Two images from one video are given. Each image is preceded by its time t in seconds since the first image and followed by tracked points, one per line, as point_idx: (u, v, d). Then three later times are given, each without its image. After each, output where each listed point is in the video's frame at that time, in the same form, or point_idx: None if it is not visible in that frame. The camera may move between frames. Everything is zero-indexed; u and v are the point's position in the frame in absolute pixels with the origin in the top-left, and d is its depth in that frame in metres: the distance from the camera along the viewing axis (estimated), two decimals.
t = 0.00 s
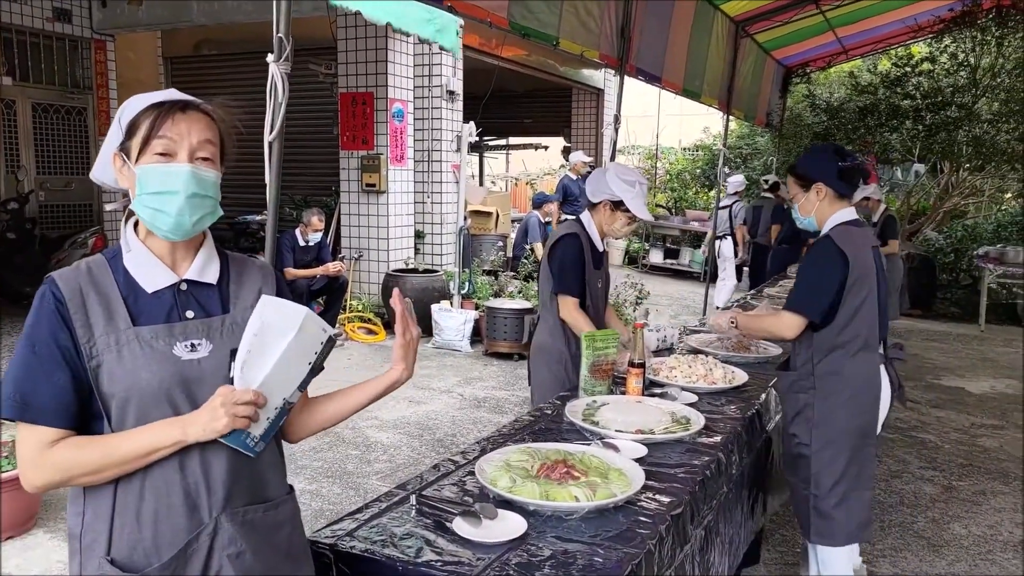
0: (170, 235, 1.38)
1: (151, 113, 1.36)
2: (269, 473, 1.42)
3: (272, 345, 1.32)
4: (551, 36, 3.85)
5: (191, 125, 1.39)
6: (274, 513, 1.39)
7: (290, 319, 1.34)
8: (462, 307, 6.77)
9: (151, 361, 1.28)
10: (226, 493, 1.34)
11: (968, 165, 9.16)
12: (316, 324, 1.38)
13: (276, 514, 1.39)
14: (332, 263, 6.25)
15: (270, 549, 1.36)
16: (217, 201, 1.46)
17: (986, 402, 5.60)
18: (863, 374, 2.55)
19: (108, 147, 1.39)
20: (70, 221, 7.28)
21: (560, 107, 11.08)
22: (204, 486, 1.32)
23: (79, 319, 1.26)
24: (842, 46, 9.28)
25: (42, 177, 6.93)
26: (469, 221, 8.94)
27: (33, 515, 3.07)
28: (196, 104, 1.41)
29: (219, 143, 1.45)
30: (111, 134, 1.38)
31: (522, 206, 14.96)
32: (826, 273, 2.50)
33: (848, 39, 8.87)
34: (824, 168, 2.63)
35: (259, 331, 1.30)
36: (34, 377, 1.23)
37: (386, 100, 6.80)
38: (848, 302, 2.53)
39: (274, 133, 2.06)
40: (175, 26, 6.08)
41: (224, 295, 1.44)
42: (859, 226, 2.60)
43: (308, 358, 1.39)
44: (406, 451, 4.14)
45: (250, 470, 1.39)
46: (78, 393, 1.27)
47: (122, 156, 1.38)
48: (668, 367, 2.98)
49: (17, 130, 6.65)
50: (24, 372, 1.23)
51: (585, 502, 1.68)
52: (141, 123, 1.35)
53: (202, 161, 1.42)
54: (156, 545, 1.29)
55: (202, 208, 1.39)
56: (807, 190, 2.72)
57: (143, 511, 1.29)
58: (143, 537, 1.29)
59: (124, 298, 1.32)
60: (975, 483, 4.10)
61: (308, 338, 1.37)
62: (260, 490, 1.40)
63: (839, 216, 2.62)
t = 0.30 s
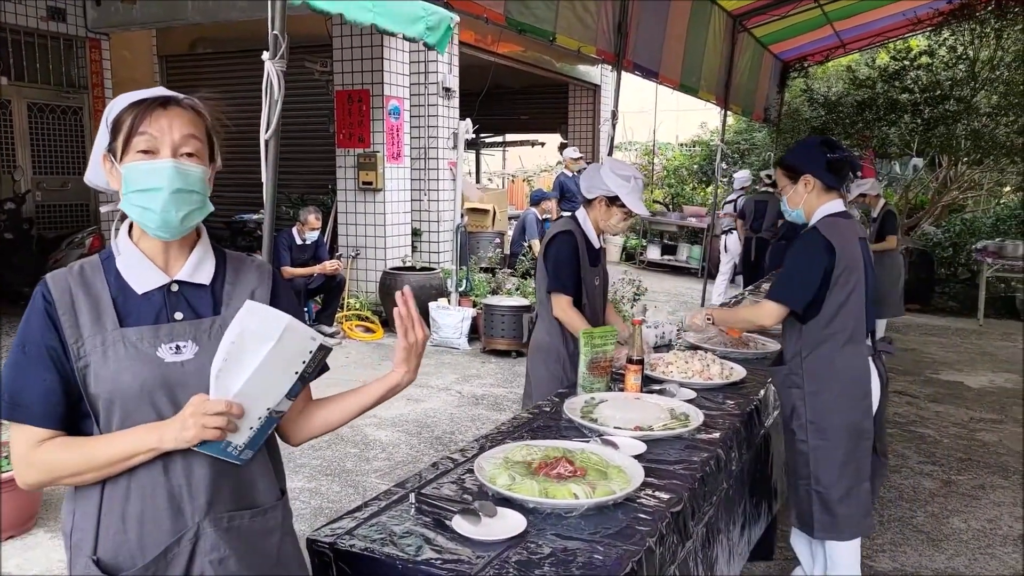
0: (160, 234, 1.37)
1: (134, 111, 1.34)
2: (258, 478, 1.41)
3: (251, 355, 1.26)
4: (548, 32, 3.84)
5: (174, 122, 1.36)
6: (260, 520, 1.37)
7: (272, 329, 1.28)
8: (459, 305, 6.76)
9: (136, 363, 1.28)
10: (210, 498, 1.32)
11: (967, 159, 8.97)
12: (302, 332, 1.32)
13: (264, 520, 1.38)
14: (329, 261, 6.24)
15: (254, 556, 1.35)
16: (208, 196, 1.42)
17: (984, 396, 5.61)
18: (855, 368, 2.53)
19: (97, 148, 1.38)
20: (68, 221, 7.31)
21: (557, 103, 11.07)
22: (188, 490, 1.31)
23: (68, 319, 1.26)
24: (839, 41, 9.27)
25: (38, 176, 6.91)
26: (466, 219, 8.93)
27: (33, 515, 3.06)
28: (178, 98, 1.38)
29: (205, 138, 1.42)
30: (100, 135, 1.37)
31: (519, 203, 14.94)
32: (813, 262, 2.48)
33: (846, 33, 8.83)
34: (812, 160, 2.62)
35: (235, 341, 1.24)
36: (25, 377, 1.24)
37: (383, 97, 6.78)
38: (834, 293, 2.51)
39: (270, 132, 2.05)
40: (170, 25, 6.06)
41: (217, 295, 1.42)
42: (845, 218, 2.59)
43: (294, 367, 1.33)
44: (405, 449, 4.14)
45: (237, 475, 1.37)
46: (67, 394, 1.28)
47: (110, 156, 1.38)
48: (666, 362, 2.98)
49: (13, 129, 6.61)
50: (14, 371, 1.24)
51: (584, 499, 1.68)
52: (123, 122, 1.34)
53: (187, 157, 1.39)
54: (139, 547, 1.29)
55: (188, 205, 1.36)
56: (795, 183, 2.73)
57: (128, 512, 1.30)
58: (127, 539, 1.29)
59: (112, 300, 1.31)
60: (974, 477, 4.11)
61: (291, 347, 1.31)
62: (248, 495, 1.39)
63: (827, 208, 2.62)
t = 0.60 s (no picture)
0: (151, 234, 1.35)
1: (123, 108, 1.32)
2: (244, 479, 1.37)
3: (204, 358, 1.19)
4: (547, 28, 3.83)
5: (163, 120, 1.34)
6: (244, 524, 1.34)
7: (224, 331, 1.19)
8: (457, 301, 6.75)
9: (121, 360, 1.27)
10: (190, 499, 1.31)
11: (964, 157, 9.20)
12: (258, 334, 1.22)
13: (248, 524, 1.34)
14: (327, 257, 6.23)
15: (236, 561, 1.32)
16: (202, 195, 1.40)
17: (982, 393, 5.63)
18: (845, 362, 2.52)
19: (91, 144, 1.37)
20: (66, 216, 7.29)
21: (555, 100, 11.05)
22: (169, 490, 1.30)
23: (60, 314, 1.27)
24: (838, 38, 9.24)
25: (36, 172, 6.88)
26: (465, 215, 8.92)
27: (30, 510, 3.06)
28: (168, 96, 1.35)
29: (197, 136, 1.39)
30: (92, 132, 1.36)
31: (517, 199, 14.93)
32: (806, 254, 2.48)
33: (844, 31, 8.78)
34: (807, 155, 2.62)
35: (186, 346, 1.17)
36: (18, 370, 1.27)
37: (381, 93, 6.76)
38: (826, 287, 2.51)
39: (269, 127, 2.03)
40: (168, 20, 6.03)
41: (210, 292, 1.38)
42: (839, 214, 2.60)
43: (257, 369, 1.25)
44: (404, 445, 4.13)
45: (222, 476, 1.35)
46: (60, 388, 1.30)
47: (102, 153, 1.36)
48: (665, 359, 2.99)
49: (9, 125, 6.58)
50: (7, 364, 1.27)
51: (583, 496, 1.68)
52: (112, 121, 1.33)
53: (177, 155, 1.37)
54: (123, 542, 1.30)
55: (178, 205, 1.33)
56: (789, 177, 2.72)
57: (112, 507, 1.30)
58: (112, 534, 1.30)
59: (102, 296, 1.30)
60: (972, 474, 4.12)
61: (249, 349, 1.22)
62: (233, 497, 1.36)
63: (821, 203, 2.62)
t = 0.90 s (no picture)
0: (150, 233, 1.35)
1: (120, 108, 1.32)
2: (241, 483, 1.36)
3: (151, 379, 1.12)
4: (547, 27, 3.82)
5: (160, 119, 1.33)
6: (241, 528, 1.33)
7: (162, 353, 1.10)
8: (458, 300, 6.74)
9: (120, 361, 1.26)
10: (186, 503, 1.30)
11: (966, 154, 9.26)
12: (197, 354, 1.11)
13: (245, 528, 1.33)
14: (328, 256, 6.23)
15: (232, 564, 1.32)
16: (201, 193, 1.39)
17: (985, 391, 5.63)
18: (844, 360, 2.52)
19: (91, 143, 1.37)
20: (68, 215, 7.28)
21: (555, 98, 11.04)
22: (166, 492, 1.30)
23: (63, 315, 1.28)
24: (839, 36, 9.23)
25: (38, 172, 6.88)
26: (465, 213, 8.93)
27: (33, 510, 3.06)
28: (166, 94, 1.34)
29: (195, 135, 1.38)
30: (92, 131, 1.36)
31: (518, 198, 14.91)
32: (804, 251, 2.48)
33: (845, 28, 8.75)
34: (807, 153, 2.61)
35: (129, 369, 1.11)
36: (24, 371, 1.29)
37: (381, 92, 6.75)
38: (824, 284, 2.51)
39: (270, 127, 2.02)
40: (168, 20, 6.02)
41: (211, 293, 1.36)
42: (838, 211, 2.59)
43: (209, 386, 1.15)
44: (405, 444, 4.13)
45: (219, 480, 1.34)
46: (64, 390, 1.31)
47: (102, 152, 1.36)
48: (666, 357, 2.99)
49: (11, 124, 6.57)
50: (13, 365, 1.29)
51: (586, 495, 1.68)
52: (109, 120, 1.32)
53: (174, 155, 1.36)
54: (121, 543, 1.31)
55: (175, 204, 1.33)
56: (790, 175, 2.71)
57: (111, 508, 1.31)
58: (111, 535, 1.31)
59: (103, 297, 1.31)
60: (974, 472, 4.12)
61: (190, 369, 1.12)
62: (230, 500, 1.35)
63: (820, 200, 2.62)
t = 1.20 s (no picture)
0: (154, 241, 1.36)
1: (120, 115, 1.32)
2: (244, 483, 1.36)
3: (101, 415, 1.13)
4: (547, 26, 3.82)
5: (160, 125, 1.33)
6: (243, 527, 1.33)
7: (99, 394, 1.11)
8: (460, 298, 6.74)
9: (124, 362, 1.26)
10: (189, 503, 1.30)
11: (967, 151, 9.21)
12: (132, 398, 1.11)
13: (247, 528, 1.34)
14: (330, 256, 6.24)
15: (235, 565, 1.32)
16: (202, 198, 1.39)
17: (987, 388, 5.63)
18: (845, 358, 2.52)
19: (95, 150, 1.38)
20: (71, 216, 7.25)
21: (556, 96, 11.04)
22: (168, 492, 1.30)
23: (69, 316, 1.28)
24: (840, 34, 9.20)
25: (40, 172, 6.89)
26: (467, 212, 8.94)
27: (37, 509, 3.07)
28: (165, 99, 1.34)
29: (196, 140, 1.38)
30: (95, 138, 1.36)
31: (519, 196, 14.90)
32: (804, 250, 2.48)
33: (845, 25, 8.73)
34: (807, 151, 2.62)
35: (78, 406, 1.14)
36: (31, 371, 1.30)
37: (382, 91, 6.76)
38: (825, 282, 2.50)
39: (271, 127, 2.02)
40: (170, 20, 6.03)
41: (214, 295, 1.36)
42: (839, 209, 2.59)
43: (158, 423, 1.14)
44: (407, 442, 4.14)
45: (221, 482, 1.34)
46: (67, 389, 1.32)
47: (106, 159, 1.36)
48: (668, 355, 2.99)
49: (14, 125, 6.59)
50: (20, 365, 1.30)
51: (588, 492, 1.68)
52: (110, 127, 1.32)
53: (176, 161, 1.36)
54: (125, 543, 1.31)
55: (177, 211, 1.33)
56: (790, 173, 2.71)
57: (114, 508, 1.31)
58: (115, 535, 1.31)
59: (108, 298, 1.31)
60: (977, 469, 4.12)
61: (134, 408, 1.12)
62: (233, 500, 1.36)
63: (822, 198, 2.62)
